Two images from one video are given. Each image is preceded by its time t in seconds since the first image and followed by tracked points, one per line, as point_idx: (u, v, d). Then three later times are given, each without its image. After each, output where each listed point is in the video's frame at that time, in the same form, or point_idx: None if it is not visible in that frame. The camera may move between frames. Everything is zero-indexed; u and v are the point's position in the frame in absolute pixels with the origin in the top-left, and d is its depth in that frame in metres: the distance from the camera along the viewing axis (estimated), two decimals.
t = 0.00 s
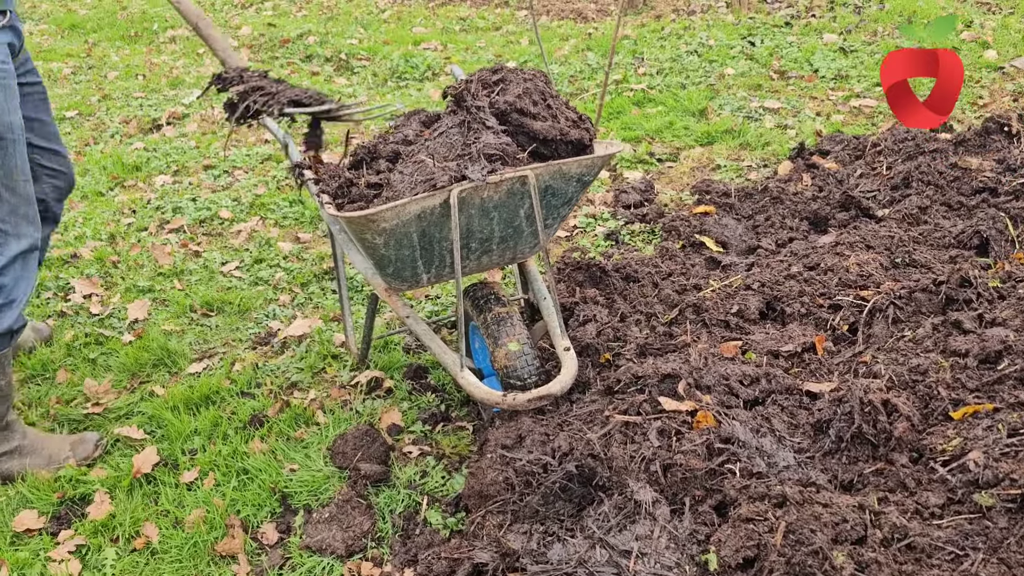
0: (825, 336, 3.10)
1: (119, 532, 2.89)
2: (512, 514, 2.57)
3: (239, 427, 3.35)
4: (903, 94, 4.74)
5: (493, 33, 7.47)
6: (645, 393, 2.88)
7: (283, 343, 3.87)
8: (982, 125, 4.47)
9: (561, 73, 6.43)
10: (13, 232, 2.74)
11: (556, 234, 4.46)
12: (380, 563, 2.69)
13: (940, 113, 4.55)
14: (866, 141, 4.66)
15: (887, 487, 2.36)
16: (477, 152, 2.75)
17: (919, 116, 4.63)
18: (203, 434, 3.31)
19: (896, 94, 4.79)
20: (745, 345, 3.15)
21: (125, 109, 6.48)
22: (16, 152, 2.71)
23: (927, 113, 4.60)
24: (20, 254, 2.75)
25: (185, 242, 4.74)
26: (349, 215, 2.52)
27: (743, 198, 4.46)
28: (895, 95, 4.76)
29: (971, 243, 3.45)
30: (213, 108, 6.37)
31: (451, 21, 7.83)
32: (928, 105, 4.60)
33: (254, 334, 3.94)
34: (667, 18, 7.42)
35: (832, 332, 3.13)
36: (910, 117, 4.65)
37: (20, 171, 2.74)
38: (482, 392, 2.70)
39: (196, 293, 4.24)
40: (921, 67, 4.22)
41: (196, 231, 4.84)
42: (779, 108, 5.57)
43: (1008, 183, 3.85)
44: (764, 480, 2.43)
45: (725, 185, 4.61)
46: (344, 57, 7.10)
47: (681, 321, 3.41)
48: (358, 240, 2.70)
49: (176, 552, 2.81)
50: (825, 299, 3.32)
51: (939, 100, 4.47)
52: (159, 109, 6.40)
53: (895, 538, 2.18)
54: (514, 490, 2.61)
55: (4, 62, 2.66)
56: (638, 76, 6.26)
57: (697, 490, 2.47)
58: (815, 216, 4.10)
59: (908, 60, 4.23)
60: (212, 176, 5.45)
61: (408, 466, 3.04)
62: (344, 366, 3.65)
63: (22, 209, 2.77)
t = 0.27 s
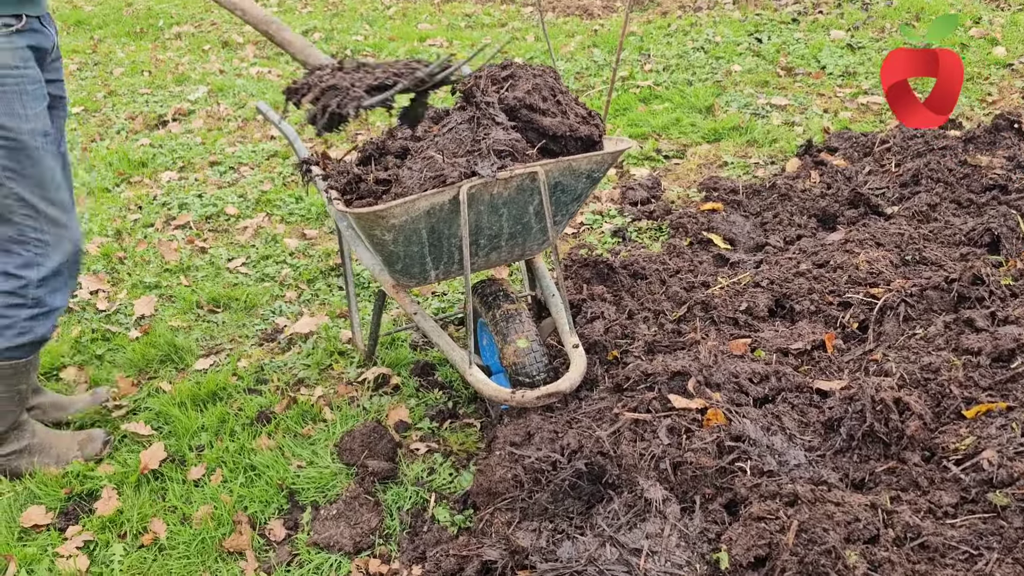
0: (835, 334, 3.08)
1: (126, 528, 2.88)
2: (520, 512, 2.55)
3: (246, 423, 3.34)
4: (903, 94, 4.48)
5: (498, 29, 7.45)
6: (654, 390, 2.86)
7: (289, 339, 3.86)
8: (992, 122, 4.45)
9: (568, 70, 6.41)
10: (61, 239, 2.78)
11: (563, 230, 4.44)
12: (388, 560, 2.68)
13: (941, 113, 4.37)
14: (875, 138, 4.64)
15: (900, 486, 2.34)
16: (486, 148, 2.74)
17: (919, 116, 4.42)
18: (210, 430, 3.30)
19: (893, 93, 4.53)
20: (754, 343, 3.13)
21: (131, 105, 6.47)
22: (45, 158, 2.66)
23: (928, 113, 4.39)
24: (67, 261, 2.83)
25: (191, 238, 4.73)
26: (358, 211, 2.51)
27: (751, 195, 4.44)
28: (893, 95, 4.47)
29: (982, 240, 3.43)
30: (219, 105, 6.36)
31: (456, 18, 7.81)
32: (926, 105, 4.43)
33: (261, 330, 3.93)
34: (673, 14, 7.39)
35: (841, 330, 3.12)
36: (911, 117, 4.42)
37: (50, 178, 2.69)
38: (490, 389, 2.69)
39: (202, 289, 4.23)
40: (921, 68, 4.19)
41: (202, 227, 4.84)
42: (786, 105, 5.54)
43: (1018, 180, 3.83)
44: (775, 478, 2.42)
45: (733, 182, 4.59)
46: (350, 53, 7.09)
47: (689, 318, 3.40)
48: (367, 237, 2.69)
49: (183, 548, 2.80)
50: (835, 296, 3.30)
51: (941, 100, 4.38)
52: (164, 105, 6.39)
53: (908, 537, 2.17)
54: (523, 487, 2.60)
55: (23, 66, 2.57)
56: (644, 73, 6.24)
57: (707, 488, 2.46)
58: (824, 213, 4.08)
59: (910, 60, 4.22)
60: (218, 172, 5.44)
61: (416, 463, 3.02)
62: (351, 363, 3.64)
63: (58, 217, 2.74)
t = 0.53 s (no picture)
0: (838, 329, 3.08)
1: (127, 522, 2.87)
2: (522, 507, 2.55)
3: (246, 418, 3.33)
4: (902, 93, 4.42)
5: (499, 25, 7.43)
6: (656, 385, 2.86)
7: (290, 334, 3.85)
8: (994, 118, 4.44)
9: (568, 65, 6.39)
10: (137, 226, 2.36)
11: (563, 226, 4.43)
12: (390, 555, 2.68)
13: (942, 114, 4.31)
14: (877, 134, 4.63)
15: (904, 481, 2.33)
16: (488, 141, 2.72)
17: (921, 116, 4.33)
18: (211, 425, 3.29)
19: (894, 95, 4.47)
20: (756, 338, 3.13)
21: (130, 100, 6.45)
22: (103, 142, 2.31)
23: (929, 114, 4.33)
24: (146, 252, 2.39)
25: (191, 233, 4.72)
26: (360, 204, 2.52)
27: (752, 191, 4.43)
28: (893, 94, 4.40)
29: (985, 236, 3.42)
30: (218, 100, 6.34)
31: (457, 13, 7.79)
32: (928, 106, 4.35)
33: (261, 325, 3.92)
34: (674, 10, 7.37)
35: (844, 326, 3.11)
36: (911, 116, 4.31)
37: (114, 162, 2.33)
38: (492, 383, 2.68)
39: (203, 284, 4.22)
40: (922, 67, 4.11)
41: (202, 222, 4.82)
42: (787, 101, 5.53)
43: (1021, 176, 3.82)
44: (778, 474, 2.41)
45: (734, 178, 4.58)
46: (350, 49, 7.07)
47: (691, 314, 3.39)
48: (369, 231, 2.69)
49: (184, 543, 2.79)
50: (837, 292, 3.29)
51: (941, 99, 4.27)
52: (164, 100, 6.37)
53: (912, 533, 2.16)
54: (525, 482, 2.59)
55: (55, 48, 2.27)
56: (646, 68, 6.23)
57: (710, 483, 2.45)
58: (826, 209, 4.07)
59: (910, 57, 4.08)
60: (218, 167, 5.42)
61: (417, 458, 3.01)
62: (352, 358, 3.63)
63: (126, 201, 2.33)
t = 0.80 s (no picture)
0: (832, 325, 3.08)
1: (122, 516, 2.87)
2: (517, 502, 2.55)
3: (242, 413, 3.33)
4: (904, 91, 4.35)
5: (496, 21, 7.41)
6: (651, 380, 2.86)
7: (286, 330, 3.84)
8: (990, 115, 4.44)
9: (565, 62, 6.38)
10: (145, 268, 2.30)
11: (560, 222, 4.43)
12: (384, 550, 2.68)
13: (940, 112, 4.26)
14: (872, 130, 4.63)
15: (897, 475, 2.34)
16: (482, 136, 2.72)
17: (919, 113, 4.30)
18: (206, 420, 3.29)
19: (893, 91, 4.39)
20: (751, 334, 3.13)
21: (126, 96, 6.44)
22: (114, 178, 2.21)
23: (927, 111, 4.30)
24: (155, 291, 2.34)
25: (187, 229, 4.71)
26: (354, 199, 2.50)
27: (748, 187, 4.43)
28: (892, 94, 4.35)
29: (980, 232, 3.43)
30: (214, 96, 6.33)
31: (453, 9, 7.78)
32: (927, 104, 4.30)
33: (257, 321, 3.92)
34: (671, 6, 7.37)
35: (838, 321, 3.11)
36: (909, 117, 4.27)
37: (125, 200, 2.24)
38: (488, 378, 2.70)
39: (198, 280, 4.21)
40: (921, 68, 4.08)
41: (198, 218, 4.82)
42: (784, 97, 5.53)
43: (1017, 172, 3.82)
44: (772, 468, 2.42)
45: (730, 174, 4.58)
46: (346, 45, 7.05)
47: (686, 309, 3.39)
48: (363, 226, 2.67)
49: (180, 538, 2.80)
50: (832, 287, 3.29)
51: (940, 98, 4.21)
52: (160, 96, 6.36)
53: (905, 526, 2.16)
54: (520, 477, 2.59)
55: (75, 71, 2.14)
56: (642, 65, 6.22)
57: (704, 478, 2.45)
58: (822, 205, 4.07)
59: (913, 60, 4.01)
60: (214, 163, 5.42)
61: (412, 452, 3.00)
62: (348, 354, 3.63)
63: (136, 244, 2.27)
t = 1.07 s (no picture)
0: (824, 321, 3.09)
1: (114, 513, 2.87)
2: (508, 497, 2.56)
3: (234, 410, 3.32)
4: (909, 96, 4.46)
5: (490, 18, 7.41)
6: (643, 376, 2.88)
7: (279, 327, 3.84)
8: (982, 112, 4.45)
9: (559, 59, 6.39)
10: (145, 287, 2.26)
11: (553, 219, 4.44)
12: (377, 546, 2.68)
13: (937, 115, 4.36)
14: (865, 128, 4.64)
15: (887, 470, 2.35)
16: (474, 132, 2.73)
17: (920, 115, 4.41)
18: (199, 417, 3.29)
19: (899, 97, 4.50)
20: (743, 330, 3.14)
21: (119, 93, 6.42)
22: (125, 194, 2.14)
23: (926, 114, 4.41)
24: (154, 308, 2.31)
25: (180, 226, 4.70)
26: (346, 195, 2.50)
27: (741, 184, 4.44)
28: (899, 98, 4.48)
29: (971, 228, 3.44)
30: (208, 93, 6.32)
31: (448, 7, 7.77)
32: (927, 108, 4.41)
33: (249, 318, 3.92)
34: (665, 4, 7.37)
35: (830, 317, 3.12)
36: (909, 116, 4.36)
37: (131, 217, 2.17)
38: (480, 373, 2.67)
39: (190, 277, 4.21)
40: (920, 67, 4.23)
41: (191, 215, 4.81)
42: (777, 95, 5.54)
43: (1008, 169, 3.83)
44: (762, 463, 2.43)
45: (723, 172, 4.59)
46: (340, 42, 7.04)
47: (678, 306, 3.39)
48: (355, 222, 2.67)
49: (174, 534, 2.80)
50: (824, 284, 3.30)
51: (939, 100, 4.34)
52: (153, 93, 6.34)
53: (895, 520, 2.18)
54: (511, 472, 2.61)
55: (100, 78, 2.05)
56: (636, 62, 6.23)
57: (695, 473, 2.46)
58: (814, 202, 4.08)
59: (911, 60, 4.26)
60: (207, 161, 5.41)
61: (405, 449, 2.99)
62: (340, 351, 3.63)
63: (136, 263, 2.21)
